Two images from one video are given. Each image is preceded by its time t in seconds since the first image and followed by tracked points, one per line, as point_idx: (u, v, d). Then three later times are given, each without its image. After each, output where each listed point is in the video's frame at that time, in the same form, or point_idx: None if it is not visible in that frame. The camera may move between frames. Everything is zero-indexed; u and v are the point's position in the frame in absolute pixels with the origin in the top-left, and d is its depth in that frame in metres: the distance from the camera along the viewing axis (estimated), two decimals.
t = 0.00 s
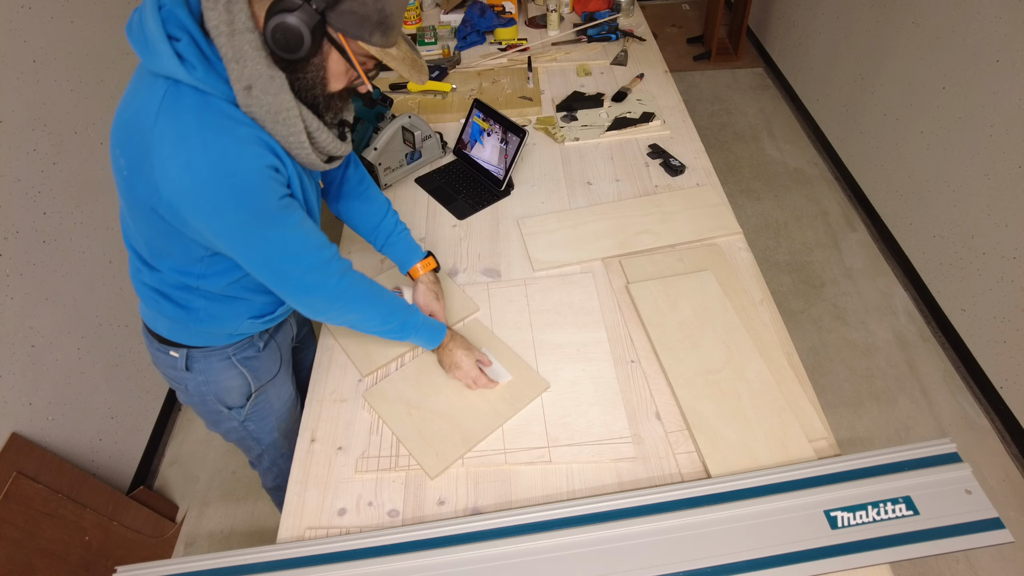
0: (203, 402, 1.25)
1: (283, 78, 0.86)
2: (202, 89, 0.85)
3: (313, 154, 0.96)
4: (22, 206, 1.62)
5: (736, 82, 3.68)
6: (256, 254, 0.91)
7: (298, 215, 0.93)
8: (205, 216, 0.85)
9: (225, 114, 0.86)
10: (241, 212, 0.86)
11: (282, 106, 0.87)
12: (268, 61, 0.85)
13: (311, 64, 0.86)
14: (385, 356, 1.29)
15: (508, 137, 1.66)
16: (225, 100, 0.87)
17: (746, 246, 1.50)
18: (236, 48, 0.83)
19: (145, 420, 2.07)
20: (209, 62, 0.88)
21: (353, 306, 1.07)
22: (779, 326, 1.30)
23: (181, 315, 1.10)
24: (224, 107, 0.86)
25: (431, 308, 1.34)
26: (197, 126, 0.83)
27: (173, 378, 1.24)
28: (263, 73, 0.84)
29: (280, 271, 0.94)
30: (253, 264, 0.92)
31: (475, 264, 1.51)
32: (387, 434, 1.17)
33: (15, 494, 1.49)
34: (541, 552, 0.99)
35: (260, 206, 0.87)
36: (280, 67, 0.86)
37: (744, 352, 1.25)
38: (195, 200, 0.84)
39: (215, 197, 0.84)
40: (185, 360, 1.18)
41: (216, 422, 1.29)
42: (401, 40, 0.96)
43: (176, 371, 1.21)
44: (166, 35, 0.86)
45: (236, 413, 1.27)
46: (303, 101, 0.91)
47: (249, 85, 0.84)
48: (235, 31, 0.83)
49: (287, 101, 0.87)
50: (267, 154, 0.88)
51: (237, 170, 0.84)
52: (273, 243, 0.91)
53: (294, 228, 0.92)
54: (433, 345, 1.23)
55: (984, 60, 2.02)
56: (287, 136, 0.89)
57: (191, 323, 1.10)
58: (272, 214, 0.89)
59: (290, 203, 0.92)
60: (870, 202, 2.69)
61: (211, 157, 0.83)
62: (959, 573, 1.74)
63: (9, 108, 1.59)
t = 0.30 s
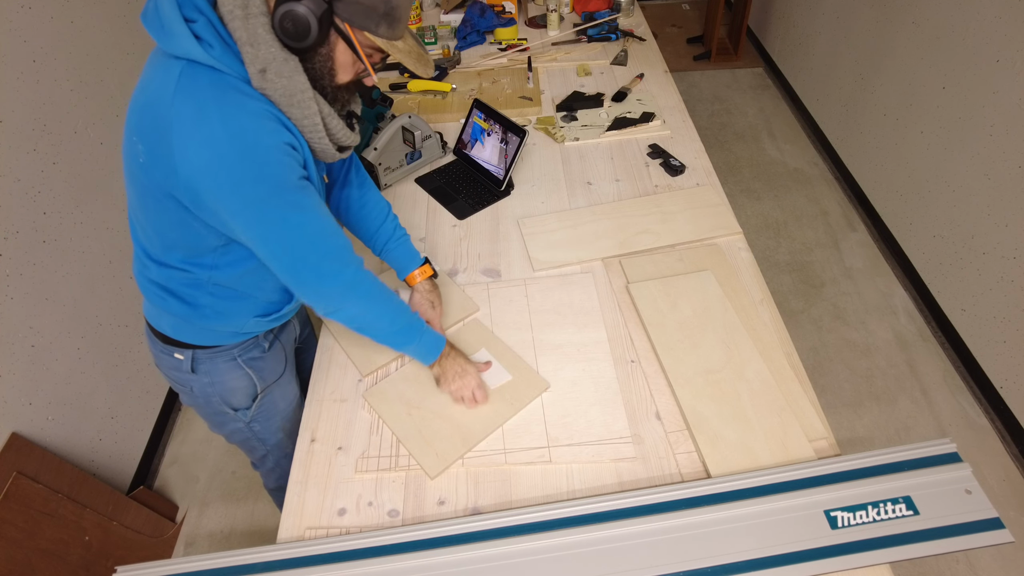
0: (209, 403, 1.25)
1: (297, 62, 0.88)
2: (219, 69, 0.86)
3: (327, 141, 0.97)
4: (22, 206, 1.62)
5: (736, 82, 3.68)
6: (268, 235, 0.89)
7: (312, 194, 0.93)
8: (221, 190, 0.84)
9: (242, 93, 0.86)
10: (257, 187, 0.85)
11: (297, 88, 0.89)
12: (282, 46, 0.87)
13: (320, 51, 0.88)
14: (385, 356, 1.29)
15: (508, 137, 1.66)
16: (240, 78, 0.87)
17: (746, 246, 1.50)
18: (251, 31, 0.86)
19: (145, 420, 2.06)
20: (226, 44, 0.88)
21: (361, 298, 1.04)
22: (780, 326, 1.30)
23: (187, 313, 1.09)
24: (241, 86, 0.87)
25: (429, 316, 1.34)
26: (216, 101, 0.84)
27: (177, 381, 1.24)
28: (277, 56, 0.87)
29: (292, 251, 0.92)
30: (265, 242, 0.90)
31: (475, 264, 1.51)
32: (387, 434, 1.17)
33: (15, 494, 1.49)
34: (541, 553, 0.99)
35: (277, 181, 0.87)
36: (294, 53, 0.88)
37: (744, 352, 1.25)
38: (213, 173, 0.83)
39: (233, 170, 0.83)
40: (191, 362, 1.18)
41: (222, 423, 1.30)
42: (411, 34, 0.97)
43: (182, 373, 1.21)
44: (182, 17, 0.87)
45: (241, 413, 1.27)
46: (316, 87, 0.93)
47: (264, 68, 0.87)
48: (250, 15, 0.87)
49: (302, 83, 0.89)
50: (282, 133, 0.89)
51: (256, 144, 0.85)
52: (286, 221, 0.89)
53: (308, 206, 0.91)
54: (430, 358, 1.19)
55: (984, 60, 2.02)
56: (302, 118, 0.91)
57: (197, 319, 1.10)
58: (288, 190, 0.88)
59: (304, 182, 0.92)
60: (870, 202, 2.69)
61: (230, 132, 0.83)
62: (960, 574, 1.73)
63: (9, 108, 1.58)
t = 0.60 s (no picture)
0: (216, 413, 1.25)
1: (328, 112, 0.84)
2: (252, 127, 0.81)
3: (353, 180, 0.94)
4: (21, 206, 1.62)
5: (736, 82, 3.68)
6: (284, 303, 0.84)
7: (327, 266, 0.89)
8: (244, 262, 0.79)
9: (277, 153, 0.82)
10: (282, 260, 0.81)
11: (329, 142, 0.85)
12: (314, 99, 0.82)
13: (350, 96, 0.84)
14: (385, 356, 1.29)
15: (508, 137, 1.66)
16: (273, 135, 0.83)
17: (746, 246, 1.50)
18: (284, 86, 0.80)
19: (145, 420, 2.06)
20: (259, 97, 0.83)
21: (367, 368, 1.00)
22: (779, 326, 1.30)
23: (199, 330, 1.09)
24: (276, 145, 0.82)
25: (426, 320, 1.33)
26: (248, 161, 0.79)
27: (184, 394, 1.23)
28: (310, 110, 0.82)
29: (299, 329, 0.87)
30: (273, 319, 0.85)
31: (475, 264, 1.51)
32: (387, 434, 1.17)
33: (15, 494, 1.49)
34: (541, 552, 0.99)
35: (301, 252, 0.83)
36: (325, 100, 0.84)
37: (744, 351, 1.25)
38: (238, 238, 0.78)
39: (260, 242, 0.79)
40: (199, 373, 1.17)
41: (229, 432, 1.29)
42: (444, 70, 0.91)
43: (188, 386, 1.20)
44: (215, 68, 0.81)
45: (250, 422, 1.27)
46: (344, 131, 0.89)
47: (296, 123, 0.82)
48: (282, 70, 0.80)
49: (334, 135, 0.85)
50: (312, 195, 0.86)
51: (286, 213, 0.81)
52: (301, 297, 0.85)
53: (323, 279, 0.87)
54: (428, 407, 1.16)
55: (984, 60, 2.01)
56: (331, 170, 0.88)
57: (210, 336, 1.10)
58: (309, 262, 0.84)
59: (321, 252, 0.88)
60: (871, 202, 2.69)
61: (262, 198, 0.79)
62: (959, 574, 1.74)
63: (9, 108, 1.59)
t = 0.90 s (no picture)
0: (219, 431, 1.24)
1: (336, 162, 0.85)
2: (256, 172, 0.80)
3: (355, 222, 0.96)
4: (21, 206, 1.62)
5: (736, 82, 3.68)
6: (289, 342, 0.83)
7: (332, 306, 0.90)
8: (250, 307, 0.79)
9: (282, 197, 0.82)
10: (289, 305, 0.81)
11: (336, 190, 0.85)
12: (322, 148, 0.82)
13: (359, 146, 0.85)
14: (385, 356, 1.30)
15: (509, 137, 1.66)
16: (277, 180, 0.83)
17: (746, 246, 1.50)
18: (290, 135, 0.80)
19: (145, 420, 2.06)
20: (260, 142, 0.83)
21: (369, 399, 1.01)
22: (779, 325, 1.30)
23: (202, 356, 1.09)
24: (281, 190, 0.83)
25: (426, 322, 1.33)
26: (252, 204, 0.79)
27: (186, 412, 1.22)
28: (317, 160, 0.82)
29: (303, 370, 0.87)
30: (279, 362, 0.85)
31: (475, 265, 1.51)
32: (387, 434, 1.17)
33: (15, 494, 1.49)
34: (540, 552, 0.99)
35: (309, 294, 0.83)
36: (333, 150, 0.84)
37: (743, 351, 1.25)
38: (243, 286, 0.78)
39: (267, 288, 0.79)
40: (201, 393, 1.17)
41: (231, 447, 1.29)
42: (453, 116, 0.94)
43: (191, 404, 1.19)
44: (215, 115, 0.82)
45: (252, 439, 1.26)
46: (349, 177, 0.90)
47: (302, 172, 0.82)
48: (288, 118, 0.80)
49: (341, 184, 0.86)
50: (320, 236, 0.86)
51: (293, 256, 0.80)
52: (307, 340, 0.85)
53: (327, 319, 0.87)
54: (423, 409, 1.17)
55: (985, 60, 2.01)
56: (336, 216, 0.88)
57: (212, 363, 1.11)
58: (315, 304, 0.84)
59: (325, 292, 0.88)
60: (871, 203, 2.69)
61: (269, 243, 0.78)
62: (959, 573, 1.74)
63: (9, 108, 1.59)
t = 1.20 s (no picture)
0: (220, 442, 1.24)
1: (307, 170, 0.83)
2: (224, 182, 0.80)
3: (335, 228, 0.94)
4: (21, 206, 1.62)
5: (736, 82, 3.68)
6: (276, 352, 0.82)
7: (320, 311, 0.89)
8: (232, 320, 0.78)
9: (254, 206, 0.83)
10: (275, 316, 0.80)
11: (308, 198, 0.85)
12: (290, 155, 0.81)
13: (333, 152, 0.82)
14: (386, 356, 1.30)
15: (509, 137, 1.66)
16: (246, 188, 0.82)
17: (746, 246, 1.50)
18: (255, 143, 0.79)
19: (145, 420, 2.06)
20: (228, 149, 0.82)
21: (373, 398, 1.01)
22: (779, 325, 1.30)
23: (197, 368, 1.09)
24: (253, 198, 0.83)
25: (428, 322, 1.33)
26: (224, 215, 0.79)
27: (188, 423, 1.22)
28: (286, 168, 0.81)
29: (298, 381, 0.87)
30: (276, 375, 0.85)
31: (475, 265, 1.51)
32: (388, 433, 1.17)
33: (15, 494, 1.49)
34: (540, 552, 0.99)
35: (294, 302, 0.82)
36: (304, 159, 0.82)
37: (743, 351, 1.25)
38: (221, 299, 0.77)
39: (250, 302, 0.79)
40: (200, 405, 1.16)
41: (232, 457, 1.28)
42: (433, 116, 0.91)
43: (191, 416, 1.19)
44: (178, 124, 0.80)
45: (252, 450, 1.26)
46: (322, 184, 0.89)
47: (271, 180, 0.82)
48: (253, 125, 0.78)
49: (313, 192, 0.85)
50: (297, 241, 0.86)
51: (271, 265, 0.80)
52: (299, 350, 0.84)
53: (314, 326, 0.86)
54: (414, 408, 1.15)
55: (985, 60, 2.01)
56: (311, 223, 0.89)
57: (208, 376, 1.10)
58: (301, 313, 0.83)
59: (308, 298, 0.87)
60: (871, 203, 2.69)
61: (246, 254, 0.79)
62: (960, 573, 1.74)
63: (9, 108, 1.59)
